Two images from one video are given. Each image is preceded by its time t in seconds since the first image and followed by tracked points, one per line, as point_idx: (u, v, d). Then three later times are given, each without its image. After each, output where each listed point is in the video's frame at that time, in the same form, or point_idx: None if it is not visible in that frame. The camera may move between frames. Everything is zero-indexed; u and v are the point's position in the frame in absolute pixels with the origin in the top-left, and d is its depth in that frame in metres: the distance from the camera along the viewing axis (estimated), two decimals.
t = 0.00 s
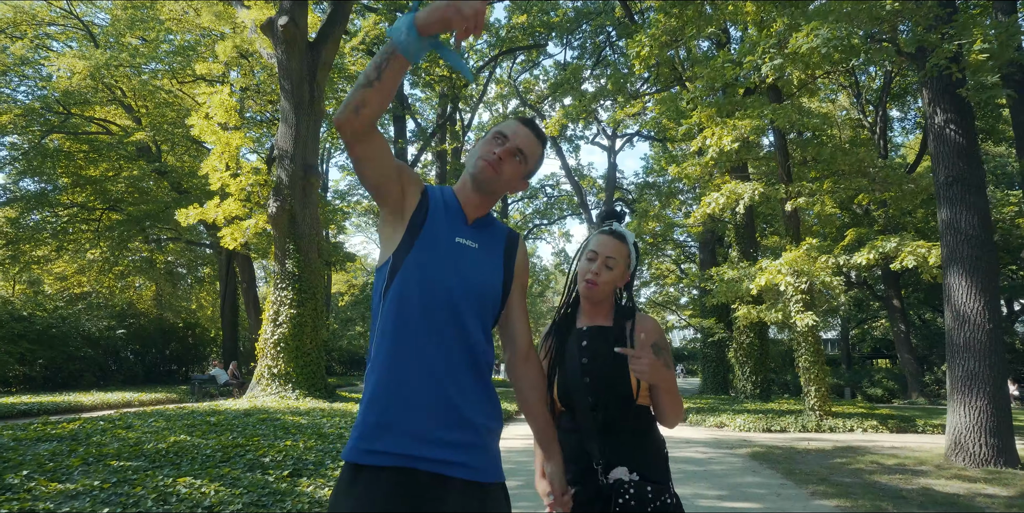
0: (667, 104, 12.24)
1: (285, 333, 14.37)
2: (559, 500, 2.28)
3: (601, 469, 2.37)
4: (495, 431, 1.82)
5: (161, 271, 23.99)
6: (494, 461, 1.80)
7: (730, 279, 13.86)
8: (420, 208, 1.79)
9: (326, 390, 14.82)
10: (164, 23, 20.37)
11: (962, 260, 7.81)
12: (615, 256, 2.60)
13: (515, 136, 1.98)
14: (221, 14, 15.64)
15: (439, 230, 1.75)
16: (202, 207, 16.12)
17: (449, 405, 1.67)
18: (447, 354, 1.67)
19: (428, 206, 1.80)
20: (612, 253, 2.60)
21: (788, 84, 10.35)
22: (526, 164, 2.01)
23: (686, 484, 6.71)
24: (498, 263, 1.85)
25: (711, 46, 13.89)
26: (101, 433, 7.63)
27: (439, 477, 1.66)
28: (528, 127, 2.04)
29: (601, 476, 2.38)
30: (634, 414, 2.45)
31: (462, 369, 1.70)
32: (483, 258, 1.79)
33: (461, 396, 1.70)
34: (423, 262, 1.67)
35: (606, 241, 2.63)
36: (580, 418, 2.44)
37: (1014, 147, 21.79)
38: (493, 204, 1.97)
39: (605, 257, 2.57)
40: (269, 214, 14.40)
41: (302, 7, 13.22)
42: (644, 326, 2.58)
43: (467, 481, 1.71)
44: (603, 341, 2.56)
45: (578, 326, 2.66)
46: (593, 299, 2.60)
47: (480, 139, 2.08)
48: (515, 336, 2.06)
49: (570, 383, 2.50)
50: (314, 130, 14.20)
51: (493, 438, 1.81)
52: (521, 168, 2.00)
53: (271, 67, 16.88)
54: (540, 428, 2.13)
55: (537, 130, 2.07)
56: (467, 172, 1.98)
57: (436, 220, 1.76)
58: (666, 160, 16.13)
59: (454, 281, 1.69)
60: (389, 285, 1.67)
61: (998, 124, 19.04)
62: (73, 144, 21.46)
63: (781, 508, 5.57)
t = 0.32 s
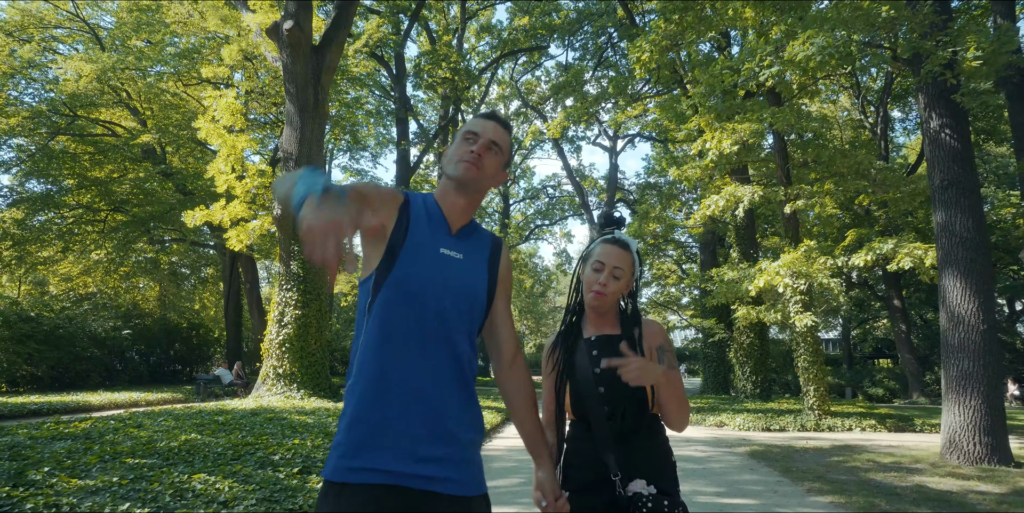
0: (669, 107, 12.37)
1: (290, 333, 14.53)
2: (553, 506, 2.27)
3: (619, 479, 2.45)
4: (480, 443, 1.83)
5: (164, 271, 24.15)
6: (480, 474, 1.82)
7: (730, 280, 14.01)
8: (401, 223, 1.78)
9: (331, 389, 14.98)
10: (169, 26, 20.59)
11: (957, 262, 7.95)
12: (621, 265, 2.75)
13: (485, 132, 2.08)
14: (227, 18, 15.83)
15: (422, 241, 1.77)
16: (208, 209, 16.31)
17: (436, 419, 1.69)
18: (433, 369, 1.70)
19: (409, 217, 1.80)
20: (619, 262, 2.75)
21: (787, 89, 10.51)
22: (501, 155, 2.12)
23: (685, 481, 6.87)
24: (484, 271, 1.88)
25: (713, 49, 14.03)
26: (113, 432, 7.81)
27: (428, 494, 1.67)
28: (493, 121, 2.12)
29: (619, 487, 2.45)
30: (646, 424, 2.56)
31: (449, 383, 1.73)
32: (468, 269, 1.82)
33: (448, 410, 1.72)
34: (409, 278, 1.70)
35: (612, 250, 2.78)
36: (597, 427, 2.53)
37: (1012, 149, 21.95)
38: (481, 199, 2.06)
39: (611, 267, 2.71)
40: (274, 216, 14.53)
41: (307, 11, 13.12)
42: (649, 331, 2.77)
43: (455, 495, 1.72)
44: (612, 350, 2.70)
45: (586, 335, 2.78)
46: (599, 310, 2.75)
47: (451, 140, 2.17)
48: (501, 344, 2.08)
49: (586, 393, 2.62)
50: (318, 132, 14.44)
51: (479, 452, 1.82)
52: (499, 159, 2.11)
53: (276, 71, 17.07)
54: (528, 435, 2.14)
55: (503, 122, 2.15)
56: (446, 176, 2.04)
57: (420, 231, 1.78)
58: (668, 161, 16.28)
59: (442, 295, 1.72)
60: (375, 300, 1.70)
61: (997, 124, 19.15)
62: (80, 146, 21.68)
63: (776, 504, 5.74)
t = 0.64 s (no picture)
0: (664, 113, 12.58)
1: (289, 334, 14.72)
2: (514, 506, 2.24)
3: (642, 477, 2.38)
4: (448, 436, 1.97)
5: (162, 271, 24.22)
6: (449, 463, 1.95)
7: (725, 282, 14.15)
8: (355, 223, 1.88)
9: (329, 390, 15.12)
10: (169, 28, 20.74)
11: (944, 266, 8.14)
12: (634, 259, 2.71)
13: (428, 119, 2.20)
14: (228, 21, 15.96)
15: (379, 240, 1.86)
16: (208, 210, 16.45)
17: (401, 418, 1.81)
18: (399, 367, 1.80)
19: (363, 215, 1.91)
20: (631, 256, 2.71)
21: (780, 94, 10.69)
22: (449, 137, 2.24)
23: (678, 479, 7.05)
24: (442, 263, 1.99)
25: (708, 53, 14.22)
26: (117, 431, 7.96)
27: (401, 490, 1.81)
28: (427, 107, 2.23)
29: (642, 484, 2.37)
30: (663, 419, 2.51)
31: (417, 379, 1.84)
32: (428, 264, 1.92)
33: (413, 408, 1.83)
34: (371, 278, 1.79)
35: (624, 244, 2.75)
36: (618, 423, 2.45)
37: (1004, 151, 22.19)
38: (437, 185, 2.19)
39: (625, 260, 2.66)
40: (274, 218, 15.12)
41: (306, 15, 13.16)
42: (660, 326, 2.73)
43: (429, 488, 1.86)
44: (630, 345, 2.62)
45: (599, 331, 2.70)
46: (610, 305, 2.69)
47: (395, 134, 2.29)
48: (460, 335, 2.22)
49: (606, 389, 2.53)
50: (318, 135, 14.58)
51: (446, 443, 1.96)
52: (446, 143, 2.22)
53: (275, 73, 17.21)
54: (493, 432, 2.22)
55: (435, 102, 2.27)
56: (396, 171, 2.14)
57: (375, 229, 1.88)
58: (664, 163, 16.46)
59: (404, 295, 1.82)
60: (336, 299, 1.79)
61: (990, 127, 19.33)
62: (78, 147, 21.79)
63: (765, 501, 5.92)
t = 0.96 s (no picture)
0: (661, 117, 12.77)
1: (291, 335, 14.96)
2: (529, 502, 2.11)
3: (653, 473, 2.43)
4: (449, 436, 1.87)
5: (162, 272, 24.33)
6: (451, 464, 1.86)
7: (722, 282, 14.31)
8: (330, 233, 1.91)
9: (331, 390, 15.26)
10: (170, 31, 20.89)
11: (935, 268, 8.31)
12: (645, 255, 2.77)
13: (398, 115, 2.06)
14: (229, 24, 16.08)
15: (356, 247, 1.86)
16: (210, 212, 16.61)
17: (385, 420, 1.77)
18: (382, 371, 1.77)
19: (341, 221, 1.93)
20: (643, 251, 2.76)
21: (777, 98, 10.84)
22: (423, 130, 2.11)
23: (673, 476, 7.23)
24: (430, 259, 1.89)
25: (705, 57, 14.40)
26: (124, 430, 8.11)
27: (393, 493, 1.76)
28: (395, 99, 2.11)
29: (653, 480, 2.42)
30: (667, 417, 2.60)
31: (405, 379, 1.79)
32: (408, 261, 1.85)
33: (399, 408, 1.78)
34: (349, 285, 1.80)
35: (631, 240, 2.79)
36: (626, 421, 2.50)
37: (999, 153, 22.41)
38: (417, 180, 2.08)
39: (638, 256, 2.72)
40: (277, 219, 15.29)
41: (307, 18, 13.31)
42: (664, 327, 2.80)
43: (426, 489, 1.78)
44: (635, 346, 2.68)
45: (605, 328, 2.74)
46: (618, 301, 2.73)
47: (367, 131, 2.17)
48: (466, 326, 2.04)
49: (611, 388, 2.57)
50: (319, 137, 14.67)
51: (447, 444, 1.86)
52: (422, 135, 2.09)
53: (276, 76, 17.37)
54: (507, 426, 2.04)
55: (404, 94, 2.14)
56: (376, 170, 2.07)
57: (352, 237, 1.90)
58: (662, 165, 16.66)
59: (381, 297, 1.79)
60: (326, 308, 1.84)
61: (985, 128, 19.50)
62: (79, 148, 21.86)
63: (758, 497, 6.10)
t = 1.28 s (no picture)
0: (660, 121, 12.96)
1: (295, 334, 15.13)
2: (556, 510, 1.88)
3: (642, 485, 2.40)
4: (464, 448, 1.65)
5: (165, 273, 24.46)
6: (466, 479, 1.63)
7: (722, 283, 14.48)
8: (348, 236, 1.84)
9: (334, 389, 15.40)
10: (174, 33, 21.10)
11: (930, 268, 8.45)
12: (649, 256, 2.81)
13: (404, 109, 1.91)
14: (233, 27, 16.20)
15: (364, 249, 1.75)
16: (214, 213, 16.77)
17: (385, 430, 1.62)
18: (385, 378, 1.64)
19: (359, 223, 1.85)
20: (647, 251, 2.81)
21: (775, 100, 10.99)
22: (435, 124, 1.95)
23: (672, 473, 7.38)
24: (438, 251, 1.69)
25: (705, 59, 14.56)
26: (133, 428, 8.27)
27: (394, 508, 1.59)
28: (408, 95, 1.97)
29: (643, 493, 2.38)
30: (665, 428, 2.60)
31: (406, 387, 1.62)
32: (410, 262, 1.67)
33: (399, 418, 1.62)
34: (354, 290, 1.70)
35: (635, 243, 2.85)
36: (621, 429, 2.50)
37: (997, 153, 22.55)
38: (432, 174, 1.90)
39: (642, 256, 2.76)
40: (280, 220, 15.16)
41: (310, 21, 13.48)
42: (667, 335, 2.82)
43: (429, 506, 1.58)
44: (635, 350, 2.72)
45: (608, 332, 2.77)
46: (621, 304, 2.76)
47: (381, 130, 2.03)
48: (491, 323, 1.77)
49: (607, 395, 2.59)
50: (322, 137, 14.75)
51: (460, 458, 1.63)
52: (431, 129, 1.92)
53: (279, 79, 17.55)
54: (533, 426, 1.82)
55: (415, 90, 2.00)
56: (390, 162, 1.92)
57: (363, 237, 1.79)
58: (662, 167, 16.85)
59: (381, 302, 1.65)
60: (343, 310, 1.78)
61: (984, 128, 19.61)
62: (81, 149, 21.99)
63: (756, 494, 6.25)
